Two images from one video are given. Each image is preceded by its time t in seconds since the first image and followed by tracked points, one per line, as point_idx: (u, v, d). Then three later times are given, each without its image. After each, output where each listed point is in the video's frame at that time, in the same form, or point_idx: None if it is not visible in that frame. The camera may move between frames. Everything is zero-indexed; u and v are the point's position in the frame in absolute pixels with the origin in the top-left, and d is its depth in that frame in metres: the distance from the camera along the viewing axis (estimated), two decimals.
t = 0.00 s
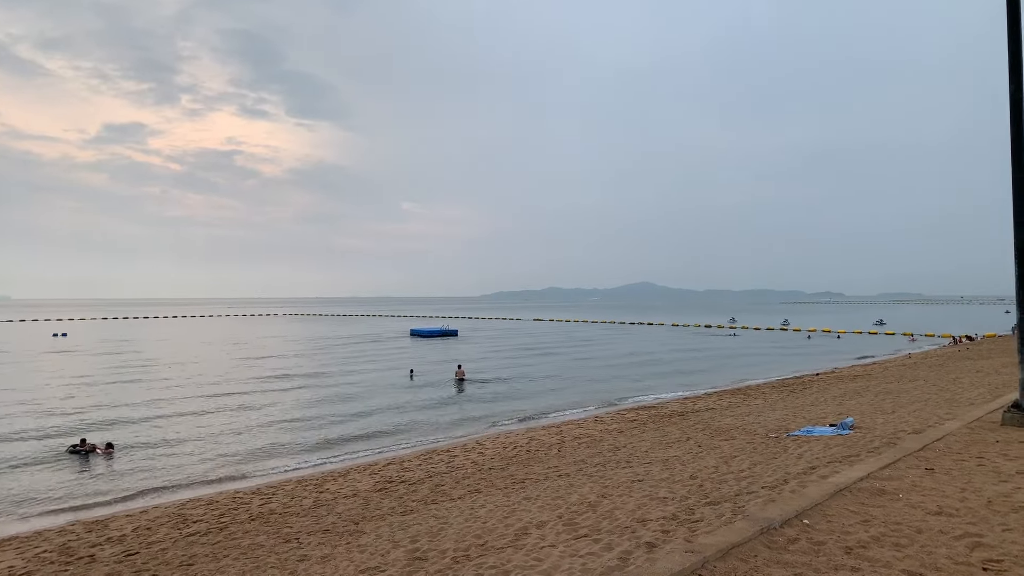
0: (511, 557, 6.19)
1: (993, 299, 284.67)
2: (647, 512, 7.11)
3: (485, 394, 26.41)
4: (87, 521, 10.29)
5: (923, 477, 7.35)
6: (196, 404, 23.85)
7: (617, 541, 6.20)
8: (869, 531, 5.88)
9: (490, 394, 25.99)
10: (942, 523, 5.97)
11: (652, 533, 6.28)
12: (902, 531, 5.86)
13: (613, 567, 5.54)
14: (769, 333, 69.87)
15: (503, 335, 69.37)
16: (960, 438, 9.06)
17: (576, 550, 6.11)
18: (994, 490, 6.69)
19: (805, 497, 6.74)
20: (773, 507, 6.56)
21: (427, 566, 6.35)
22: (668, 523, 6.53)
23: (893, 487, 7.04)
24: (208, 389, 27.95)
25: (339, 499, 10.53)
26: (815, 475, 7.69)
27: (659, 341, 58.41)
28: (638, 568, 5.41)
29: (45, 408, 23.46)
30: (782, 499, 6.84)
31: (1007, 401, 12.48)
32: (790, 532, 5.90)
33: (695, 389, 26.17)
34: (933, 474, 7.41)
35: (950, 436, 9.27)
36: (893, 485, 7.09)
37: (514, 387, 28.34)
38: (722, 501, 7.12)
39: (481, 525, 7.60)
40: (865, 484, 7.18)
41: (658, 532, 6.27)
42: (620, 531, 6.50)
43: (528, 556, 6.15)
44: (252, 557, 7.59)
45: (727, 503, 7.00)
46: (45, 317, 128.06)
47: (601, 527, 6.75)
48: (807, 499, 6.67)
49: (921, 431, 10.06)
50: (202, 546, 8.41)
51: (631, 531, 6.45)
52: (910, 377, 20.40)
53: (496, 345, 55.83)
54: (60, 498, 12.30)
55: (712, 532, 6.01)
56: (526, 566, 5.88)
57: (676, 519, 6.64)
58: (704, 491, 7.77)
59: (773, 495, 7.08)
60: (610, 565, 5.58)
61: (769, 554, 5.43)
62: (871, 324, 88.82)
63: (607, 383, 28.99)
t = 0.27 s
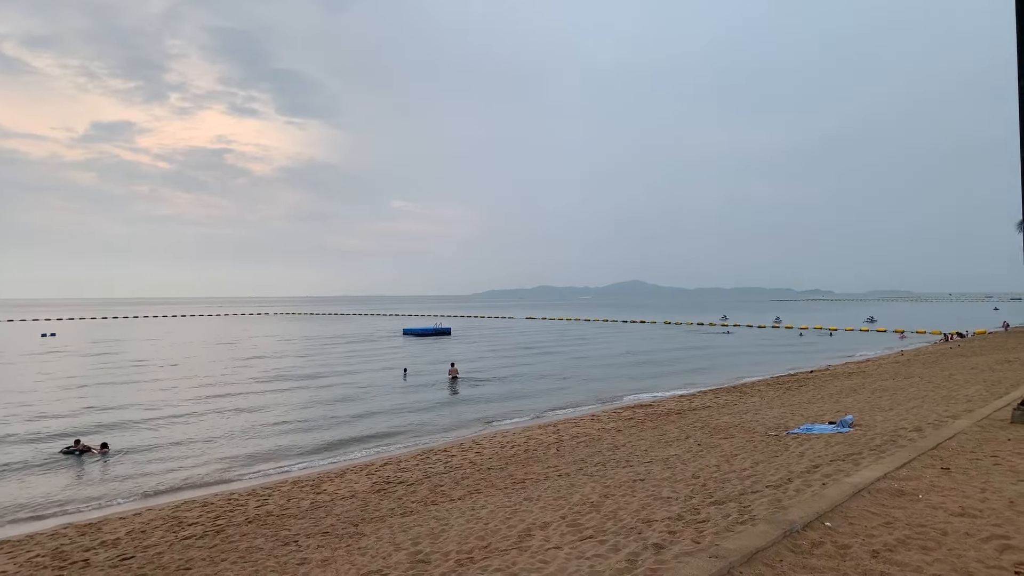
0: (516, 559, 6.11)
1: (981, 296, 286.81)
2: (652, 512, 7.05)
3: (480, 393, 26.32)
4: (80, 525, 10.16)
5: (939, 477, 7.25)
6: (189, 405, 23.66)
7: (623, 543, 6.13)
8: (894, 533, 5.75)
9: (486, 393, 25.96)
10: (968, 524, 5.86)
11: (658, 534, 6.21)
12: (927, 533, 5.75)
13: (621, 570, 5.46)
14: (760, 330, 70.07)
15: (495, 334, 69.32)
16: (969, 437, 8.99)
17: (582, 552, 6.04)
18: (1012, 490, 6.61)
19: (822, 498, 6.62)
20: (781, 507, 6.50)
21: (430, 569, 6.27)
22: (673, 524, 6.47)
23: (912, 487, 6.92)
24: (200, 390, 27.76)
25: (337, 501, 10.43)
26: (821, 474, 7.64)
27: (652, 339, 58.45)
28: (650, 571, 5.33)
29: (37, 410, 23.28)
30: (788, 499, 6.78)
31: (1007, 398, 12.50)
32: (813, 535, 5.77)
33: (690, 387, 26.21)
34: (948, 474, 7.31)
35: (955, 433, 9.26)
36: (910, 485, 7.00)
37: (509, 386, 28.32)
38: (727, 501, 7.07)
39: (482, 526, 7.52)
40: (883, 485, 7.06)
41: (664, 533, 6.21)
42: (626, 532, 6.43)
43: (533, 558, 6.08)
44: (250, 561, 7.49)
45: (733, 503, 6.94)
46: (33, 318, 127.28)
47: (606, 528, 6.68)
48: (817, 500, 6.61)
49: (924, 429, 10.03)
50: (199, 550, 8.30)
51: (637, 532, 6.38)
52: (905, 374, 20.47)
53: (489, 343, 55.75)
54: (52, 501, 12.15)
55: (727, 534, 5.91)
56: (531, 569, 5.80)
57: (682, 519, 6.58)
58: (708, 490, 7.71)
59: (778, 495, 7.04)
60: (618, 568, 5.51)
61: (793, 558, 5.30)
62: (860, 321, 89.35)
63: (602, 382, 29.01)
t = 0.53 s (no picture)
0: (520, 559, 6.08)
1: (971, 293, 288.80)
2: (655, 511, 7.03)
3: (476, 390, 26.35)
4: (74, 523, 10.08)
5: (953, 477, 7.06)
6: (185, 402, 23.59)
7: (628, 542, 6.10)
8: (916, 536, 5.59)
9: (481, 390, 25.98)
10: (990, 527, 5.69)
11: (663, 533, 6.19)
12: (948, 536, 5.58)
13: (628, 571, 5.42)
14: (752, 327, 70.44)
15: (489, 330, 69.42)
16: (974, 436, 8.80)
17: (587, 551, 6.01)
18: None
19: (838, 500, 6.44)
20: (786, 506, 6.48)
21: (433, 569, 6.23)
22: (678, 523, 6.45)
23: (927, 489, 6.73)
24: (196, 387, 27.71)
25: (335, 499, 10.38)
26: (823, 472, 7.65)
27: (645, 335, 58.65)
28: (657, 572, 5.30)
29: (30, 407, 23.16)
30: (793, 497, 6.78)
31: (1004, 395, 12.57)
32: (833, 539, 5.61)
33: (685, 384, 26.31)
34: (962, 474, 7.13)
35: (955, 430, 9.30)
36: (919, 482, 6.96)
37: (504, 382, 28.37)
38: (730, 499, 7.05)
39: (484, 525, 7.49)
40: (898, 485, 6.89)
41: (669, 532, 6.18)
42: (629, 531, 6.41)
43: (537, 558, 6.04)
44: (248, 561, 7.43)
45: (736, 501, 6.92)
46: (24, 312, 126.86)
47: (610, 527, 6.66)
48: (824, 498, 6.59)
49: (922, 426, 10.09)
50: (197, 549, 8.23)
51: (641, 531, 6.36)
52: (899, 370, 20.58)
53: (483, 339, 55.83)
54: (46, 500, 12.05)
55: (736, 534, 5.86)
56: (537, 569, 5.76)
57: (686, 518, 6.56)
58: (709, 488, 7.70)
59: (781, 493, 7.04)
60: (624, 569, 5.47)
61: (816, 565, 5.12)
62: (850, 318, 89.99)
63: (596, 379, 29.10)
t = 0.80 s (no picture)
0: (496, 564, 6.01)
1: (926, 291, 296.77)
2: (631, 512, 7.02)
3: (446, 391, 26.27)
4: (30, 533, 9.77)
5: (932, 476, 6.77)
6: (147, 406, 23.16)
7: (605, 544, 6.07)
8: (900, 537, 5.31)
9: (449, 391, 25.87)
10: (972, 526, 5.42)
11: (640, 534, 6.17)
12: (932, 536, 5.30)
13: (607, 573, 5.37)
14: (718, 326, 71.88)
15: (458, 330, 69.38)
16: (947, 433, 8.53)
17: (564, 554, 5.97)
18: (1006, 488, 6.20)
19: (822, 502, 6.14)
20: (761, 505, 6.51)
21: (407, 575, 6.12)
22: (654, 524, 6.43)
23: (909, 488, 6.45)
24: (160, 390, 27.22)
25: (304, 504, 10.20)
26: (796, 470, 7.72)
27: (613, 335, 59.12)
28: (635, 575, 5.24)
29: None
30: (767, 496, 6.82)
31: (964, 392, 12.85)
32: (820, 542, 5.30)
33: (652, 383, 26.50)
34: (940, 473, 6.86)
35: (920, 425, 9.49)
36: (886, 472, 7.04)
37: (473, 384, 28.30)
38: (704, 499, 7.08)
39: (458, 528, 7.41)
40: (878, 485, 6.61)
41: (646, 534, 6.16)
42: (606, 533, 6.38)
43: (514, 562, 5.97)
44: (214, 570, 7.24)
45: (710, 501, 6.95)
46: None
47: (585, 530, 6.62)
48: (799, 496, 6.60)
49: (888, 423, 10.28)
50: (160, 558, 7.99)
51: (618, 533, 6.33)
52: (862, 368, 20.88)
53: (453, 339, 55.78)
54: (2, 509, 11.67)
55: (713, 534, 5.83)
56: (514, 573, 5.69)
57: (662, 519, 6.55)
58: (683, 489, 7.72)
59: (754, 492, 7.08)
60: (603, 571, 5.42)
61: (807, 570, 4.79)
62: (812, 317, 91.97)
63: (565, 379, 29.17)
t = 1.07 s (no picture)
0: (460, 565, 5.93)
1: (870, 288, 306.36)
2: (593, 509, 7.00)
3: (403, 388, 26.03)
4: None
5: (897, 471, 6.29)
6: (92, 406, 22.46)
7: (570, 543, 6.04)
8: (873, 534, 4.83)
9: (405, 389, 25.63)
10: (943, 522, 4.99)
11: (604, 532, 6.16)
12: (905, 532, 4.86)
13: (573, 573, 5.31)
14: (674, 322, 72.93)
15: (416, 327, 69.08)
16: (901, 429, 8.08)
17: (529, 554, 5.91)
18: (970, 482, 5.81)
19: (794, 498, 5.55)
20: (723, 500, 6.56)
21: None
22: (618, 520, 6.44)
23: (875, 483, 5.95)
24: (109, 389, 26.46)
25: (259, 505, 9.96)
26: (755, 465, 7.82)
27: (569, 331, 59.48)
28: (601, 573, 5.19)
29: None
30: (728, 491, 6.88)
31: (912, 386, 13.11)
32: (795, 540, 4.78)
33: (609, 379, 26.62)
34: (903, 467, 6.40)
35: (863, 421, 9.84)
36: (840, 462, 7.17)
37: (430, 381, 28.09)
38: (667, 495, 7.11)
39: (419, 529, 7.30)
40: (844, 480, 6.10)
41: (610, 531, 6.15)
42: (570, 531, 6.34)
43: (478, 563, 5.90)
44: None
45: (673, 497, 6.98)
46: None
47: (549, 528, 6.58)
48: (761, 491, 6.65)
49: (840, 417, 10.51)
50: (106, 565, 7.69)
51: (582, 531, 6.30)
52: (814, 362, 21.11)
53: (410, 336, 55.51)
54: None
55: (678, 530, 5.84)
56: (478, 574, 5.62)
57: (626, 516, 6.55)
58: (646, 484, 7.74)
59: (716, 486, 7.16)
60: (569, 571, 5.37)
61: (786, 571, 4.28)
62: (763, 313, 94.18)
63: (523, 376, 29.13)
